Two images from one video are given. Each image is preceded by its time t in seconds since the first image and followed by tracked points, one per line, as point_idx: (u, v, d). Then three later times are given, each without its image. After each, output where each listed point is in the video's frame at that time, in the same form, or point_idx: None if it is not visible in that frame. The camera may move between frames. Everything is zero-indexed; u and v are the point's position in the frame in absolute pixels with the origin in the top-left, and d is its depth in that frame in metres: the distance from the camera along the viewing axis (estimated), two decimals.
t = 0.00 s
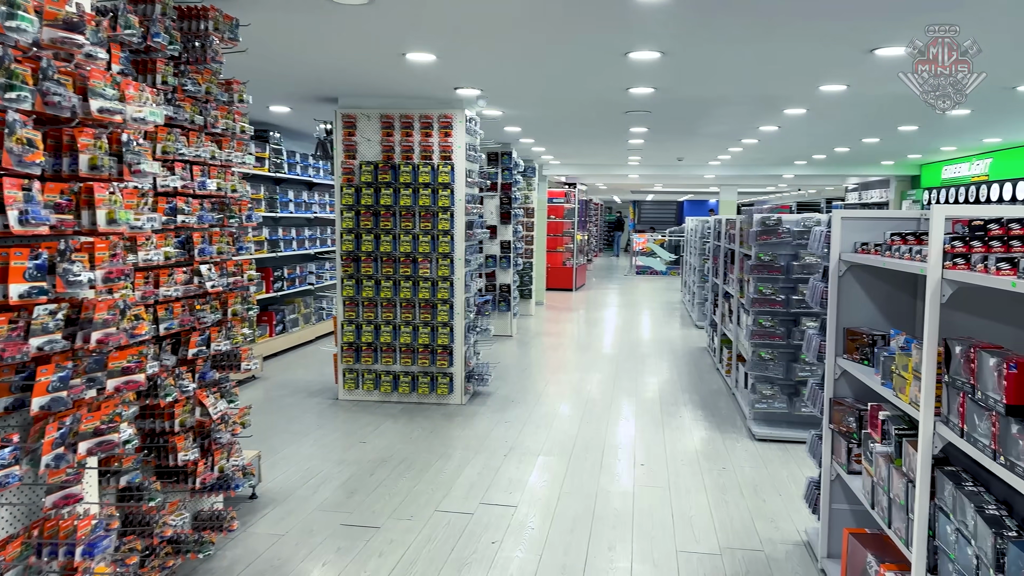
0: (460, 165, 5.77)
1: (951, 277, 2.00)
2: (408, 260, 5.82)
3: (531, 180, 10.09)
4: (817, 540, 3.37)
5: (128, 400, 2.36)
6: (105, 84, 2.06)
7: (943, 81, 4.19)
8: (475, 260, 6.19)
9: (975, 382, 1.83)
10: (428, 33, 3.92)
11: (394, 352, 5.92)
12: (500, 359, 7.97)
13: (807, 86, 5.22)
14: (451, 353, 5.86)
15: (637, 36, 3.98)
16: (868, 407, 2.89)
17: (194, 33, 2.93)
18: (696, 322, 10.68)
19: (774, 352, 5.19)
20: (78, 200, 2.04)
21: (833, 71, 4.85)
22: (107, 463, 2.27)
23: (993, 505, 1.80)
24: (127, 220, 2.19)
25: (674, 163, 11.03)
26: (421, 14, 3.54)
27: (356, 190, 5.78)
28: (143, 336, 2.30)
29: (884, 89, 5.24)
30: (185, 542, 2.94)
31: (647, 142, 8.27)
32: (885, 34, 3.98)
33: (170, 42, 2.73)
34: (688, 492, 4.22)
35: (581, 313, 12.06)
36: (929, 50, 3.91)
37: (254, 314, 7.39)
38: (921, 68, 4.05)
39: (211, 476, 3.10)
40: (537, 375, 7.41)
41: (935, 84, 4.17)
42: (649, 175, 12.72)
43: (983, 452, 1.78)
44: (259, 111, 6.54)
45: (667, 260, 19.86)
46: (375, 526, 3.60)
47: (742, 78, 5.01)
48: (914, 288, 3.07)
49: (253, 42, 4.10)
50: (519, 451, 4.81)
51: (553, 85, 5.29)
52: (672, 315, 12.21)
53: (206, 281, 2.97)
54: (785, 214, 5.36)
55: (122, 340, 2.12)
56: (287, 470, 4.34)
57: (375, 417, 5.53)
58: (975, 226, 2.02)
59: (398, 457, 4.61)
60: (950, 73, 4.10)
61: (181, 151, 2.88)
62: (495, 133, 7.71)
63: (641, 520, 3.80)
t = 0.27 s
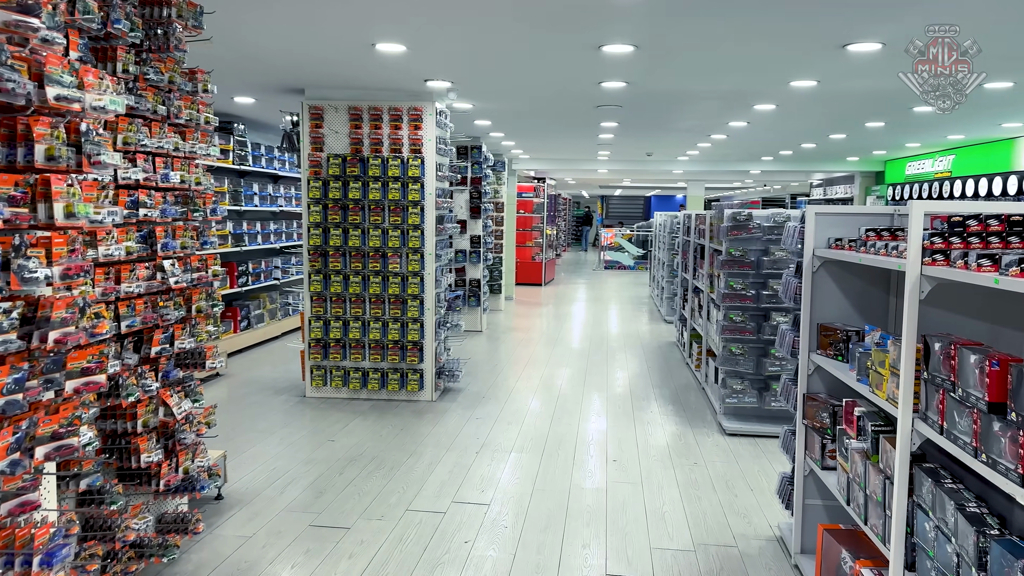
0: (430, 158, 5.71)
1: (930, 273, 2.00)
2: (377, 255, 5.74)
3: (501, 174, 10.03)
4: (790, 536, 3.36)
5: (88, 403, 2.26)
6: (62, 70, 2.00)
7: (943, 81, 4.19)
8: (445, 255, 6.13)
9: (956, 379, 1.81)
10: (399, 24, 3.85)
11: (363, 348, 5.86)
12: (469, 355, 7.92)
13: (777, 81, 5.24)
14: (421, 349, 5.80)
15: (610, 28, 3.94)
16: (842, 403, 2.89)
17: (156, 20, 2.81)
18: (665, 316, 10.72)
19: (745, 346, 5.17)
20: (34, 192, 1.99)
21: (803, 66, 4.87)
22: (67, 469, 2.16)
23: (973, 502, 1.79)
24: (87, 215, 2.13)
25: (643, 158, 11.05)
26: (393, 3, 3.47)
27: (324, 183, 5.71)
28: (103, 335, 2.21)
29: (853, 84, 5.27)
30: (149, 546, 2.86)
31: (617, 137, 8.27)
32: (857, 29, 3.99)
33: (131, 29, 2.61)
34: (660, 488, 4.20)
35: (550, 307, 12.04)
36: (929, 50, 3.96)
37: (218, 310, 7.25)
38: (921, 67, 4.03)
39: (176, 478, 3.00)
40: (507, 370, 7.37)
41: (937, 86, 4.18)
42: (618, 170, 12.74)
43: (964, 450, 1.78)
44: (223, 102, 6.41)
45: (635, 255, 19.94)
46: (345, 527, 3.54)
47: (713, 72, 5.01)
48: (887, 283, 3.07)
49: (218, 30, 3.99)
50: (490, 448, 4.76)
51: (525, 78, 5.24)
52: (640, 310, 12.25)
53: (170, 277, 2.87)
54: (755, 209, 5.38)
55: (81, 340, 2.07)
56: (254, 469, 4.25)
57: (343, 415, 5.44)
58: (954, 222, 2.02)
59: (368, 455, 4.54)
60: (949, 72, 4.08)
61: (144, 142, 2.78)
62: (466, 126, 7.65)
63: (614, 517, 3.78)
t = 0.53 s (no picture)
0: (411, 154, 5.68)
1: (920, 272, 2.00)
2: (358, 252, 5.70)
3: (481, 171, 9.98)
4: (774, 533, 3.37)
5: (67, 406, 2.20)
6: (38, 61, 1.94)
7: (942, 79, 4.44)
8: (426, 252, 6.10)
9: (946, 378, 1.81)
10: (382, 18, 3.81)
11: (344, 346, 5.80)
12: (449, 352, 7.88)
13: (760, 79, 5.25)
14: (402, 347, 5.77)
15: (594, 25, 3.92)
16: (826, 401, 2.89)
17: (133, 11, 2.72)
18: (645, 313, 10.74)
19: (727, 343, 5.17)
20: (11, 187, 1.95)
21: (786, 64, 4.88)
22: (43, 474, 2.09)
23: (964, 501, 1.79)
24: (64, 211, 2.09)
25: (622, 155, 11.06)
26: None
27: (303, 179, 5.65)
28: (81, 336, 2.16)
29: (834, 82, 5.30)
30: (127, 550, 2.80)
31: (597, 133, 8.27)
32: (839, 28, 4.01)
33: (108, 21, 2.53)
34: (643, 486, 4.18)
35: (529, 304, 12.02)
36: (929, 49, 4.14)
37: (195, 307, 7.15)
38: (921, 65, 4.29)
39: (154, 480, 2.94)
40: (488, 367, 7.34)
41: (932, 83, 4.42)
42: (597, 167, 12.75)
43: (955, 449, 1.78)
44: (199, 97, 6.32)
45: (614, 251, 19.98)
46: (327, 528, 3.49)
47: (695, 70, 5.02)
48: (871, 281, 3.09)
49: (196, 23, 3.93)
50: (472, 446, 4.73)
51: (508, 74, 5.22)
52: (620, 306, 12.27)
53: (148, 275, 2.81)
54: (737, 206, 5.37)
55: (58, 340, 2.02)
56: (233, 470, 4.19)
57: (323, 414, 5.39)
58: (943, 220, 2.02)
59: (349, 454, 4.49)
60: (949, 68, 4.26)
61: (121, 137, 2.70)
62: (446, 122, 7.60)
63: (598, 514, 3.76)
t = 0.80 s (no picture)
0: (391, 152, 5.63)
1: (912, 273, 1.99)
2: (337, 250, 5.64)
3: (460, 169, 9.93)
4: (759, 533, 3.37)
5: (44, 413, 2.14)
6: (15, 55, 1.90)
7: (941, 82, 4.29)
8: (407, 251, 6.06)
9: (941, 379, 1.80)
10: (364, 14, 3.75)
11: (323, 346, 5.74)
12: (429, 351, 7.82)
13: (741, 78, 5.26)
14: (382, 347, 5.72)
15: (578, 23, 3.90)
16: (813, 401, 2.89)
17: (109, 5, 2.66)
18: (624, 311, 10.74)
19: (708, 342, 5.16)
20: None
21: (768, 63, 4.89)
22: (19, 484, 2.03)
23: (959, 503, 1.79)
24: (41, 211, 2.08)
25: (601, 153, 11.06)
26: None
27: (281, 176, 5.56)
28: (59, 341, 2.14)
29: (814, 81, 5.33)
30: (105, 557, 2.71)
31: (577, 132, 8.26)
32: (822, 27, 4.02)
33: (83, 14, 2.46)
34: (627, 484, 4.15)
35: (508, 303, 11.99)
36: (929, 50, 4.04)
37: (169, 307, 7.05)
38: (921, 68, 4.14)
39: (132, 485, 2.88)
40: (468, 367, 7.29)
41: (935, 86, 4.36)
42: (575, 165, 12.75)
43: (949, 450, 1.77)
44: (174, 93, 6.21)
45: (592, 250, 20.00)
46: (309, 532, 3.43)
47: (677, 68, 5.01)
48: (856, 281, 3.11)
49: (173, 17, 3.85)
50: (455, 447, 4.69)
51: (490, 71, 5.17)
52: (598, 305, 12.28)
53: (126, 275, 2.74)
54: (717, 205, 5.36)
55: (35, 344, 1.97)
56: (211, 473, 4.12)
57: (302, 415, 5.32)
58: (934, 221, 2.02)
59: (330, 456, 4.43)
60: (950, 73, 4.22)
61: (97, 134, 2.62)
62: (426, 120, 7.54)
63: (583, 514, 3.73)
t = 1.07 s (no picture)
0: (372, 149, 5.55)
1: (913, 271, 1.97)
2: (316, 248, 5.56)
3: (438, 166, 9.86)
4: (749, 532, 3.35)
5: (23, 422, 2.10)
6: None
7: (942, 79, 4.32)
8: (388, 249, 5.99)
9: (945, 379, 1.79)
10: (347, 8, 3.68)
11: (302, 346, 5.65)
12: (408, 350, 7.75)
13: (725, 76, 5.25)
14: (363, 347, 5.64)
15: (564, 19, 3.86)
16: (805, 399, 2.88)
17: None
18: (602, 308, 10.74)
19: (691, 339, 5.13)
20: None
21: (752, 62, 4.88)
22: None
23: (966, 504, 1.78)
24: (25, 210, 2.05)
25: (579, 151, 11.04)
26: None
27: (258, 173, 5.47)
28: (39, 347, 2.11)
29: (797, 79, 5.33)
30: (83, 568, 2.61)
31: (557, 129, 8.23)
32: (808, 24, 4.02)
33: (59, 5, 2.36)
34: (614, 483, 4.11)
35: (486, 300, 11.94)
36: (929, 51, 4.09)
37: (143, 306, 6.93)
38: (923, 66, 4.17)
39: (112, 492, 2.79)
40: (448, 365, 7.24)
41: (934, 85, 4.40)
42: (553, 162, 12.73)
43: (955, 450, 1.75)
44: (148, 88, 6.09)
45: (568, 246, 20.03)
46: (293, 537, 3.36)
47: (660, 66, 5.00)
48: (846, 278, 3.10)
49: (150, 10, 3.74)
50: (439, 447, 4.63)
51: (473, 67, 5.12)
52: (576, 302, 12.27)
53: (105, 275, 2.65)
54: (700, 202, 5.31)
55: (14, 350, 1.97)
56: (189, 477, 4.02)
57: (281, 417, 5.22)
58: (936, 218, 2.00)
59: (312, 459, 4.35)
60: (949, 73, 4.25)
61: (74, 129, 2.53)
62: (405, 116, 7.47)
63: (572, 514, 3.68)
